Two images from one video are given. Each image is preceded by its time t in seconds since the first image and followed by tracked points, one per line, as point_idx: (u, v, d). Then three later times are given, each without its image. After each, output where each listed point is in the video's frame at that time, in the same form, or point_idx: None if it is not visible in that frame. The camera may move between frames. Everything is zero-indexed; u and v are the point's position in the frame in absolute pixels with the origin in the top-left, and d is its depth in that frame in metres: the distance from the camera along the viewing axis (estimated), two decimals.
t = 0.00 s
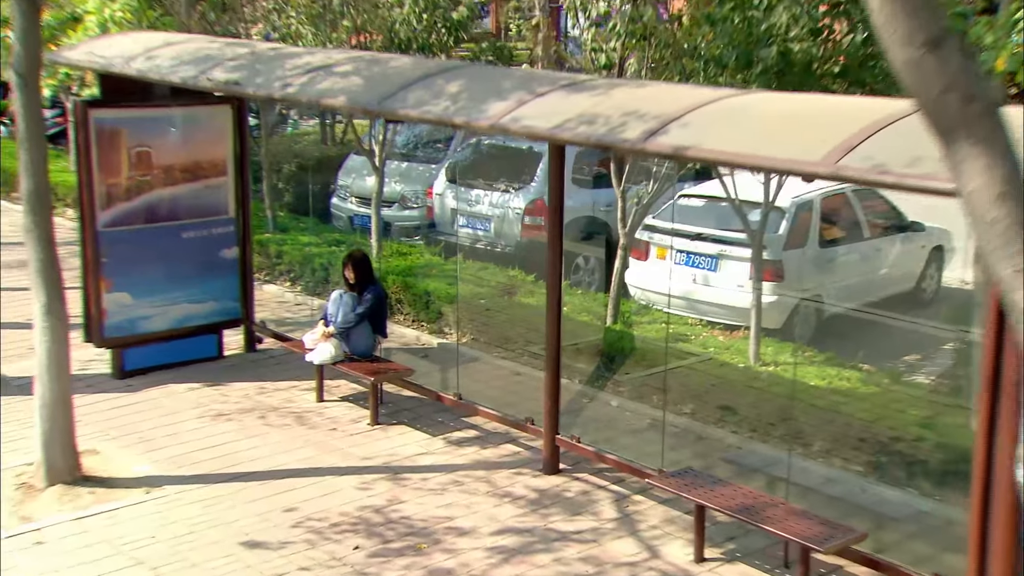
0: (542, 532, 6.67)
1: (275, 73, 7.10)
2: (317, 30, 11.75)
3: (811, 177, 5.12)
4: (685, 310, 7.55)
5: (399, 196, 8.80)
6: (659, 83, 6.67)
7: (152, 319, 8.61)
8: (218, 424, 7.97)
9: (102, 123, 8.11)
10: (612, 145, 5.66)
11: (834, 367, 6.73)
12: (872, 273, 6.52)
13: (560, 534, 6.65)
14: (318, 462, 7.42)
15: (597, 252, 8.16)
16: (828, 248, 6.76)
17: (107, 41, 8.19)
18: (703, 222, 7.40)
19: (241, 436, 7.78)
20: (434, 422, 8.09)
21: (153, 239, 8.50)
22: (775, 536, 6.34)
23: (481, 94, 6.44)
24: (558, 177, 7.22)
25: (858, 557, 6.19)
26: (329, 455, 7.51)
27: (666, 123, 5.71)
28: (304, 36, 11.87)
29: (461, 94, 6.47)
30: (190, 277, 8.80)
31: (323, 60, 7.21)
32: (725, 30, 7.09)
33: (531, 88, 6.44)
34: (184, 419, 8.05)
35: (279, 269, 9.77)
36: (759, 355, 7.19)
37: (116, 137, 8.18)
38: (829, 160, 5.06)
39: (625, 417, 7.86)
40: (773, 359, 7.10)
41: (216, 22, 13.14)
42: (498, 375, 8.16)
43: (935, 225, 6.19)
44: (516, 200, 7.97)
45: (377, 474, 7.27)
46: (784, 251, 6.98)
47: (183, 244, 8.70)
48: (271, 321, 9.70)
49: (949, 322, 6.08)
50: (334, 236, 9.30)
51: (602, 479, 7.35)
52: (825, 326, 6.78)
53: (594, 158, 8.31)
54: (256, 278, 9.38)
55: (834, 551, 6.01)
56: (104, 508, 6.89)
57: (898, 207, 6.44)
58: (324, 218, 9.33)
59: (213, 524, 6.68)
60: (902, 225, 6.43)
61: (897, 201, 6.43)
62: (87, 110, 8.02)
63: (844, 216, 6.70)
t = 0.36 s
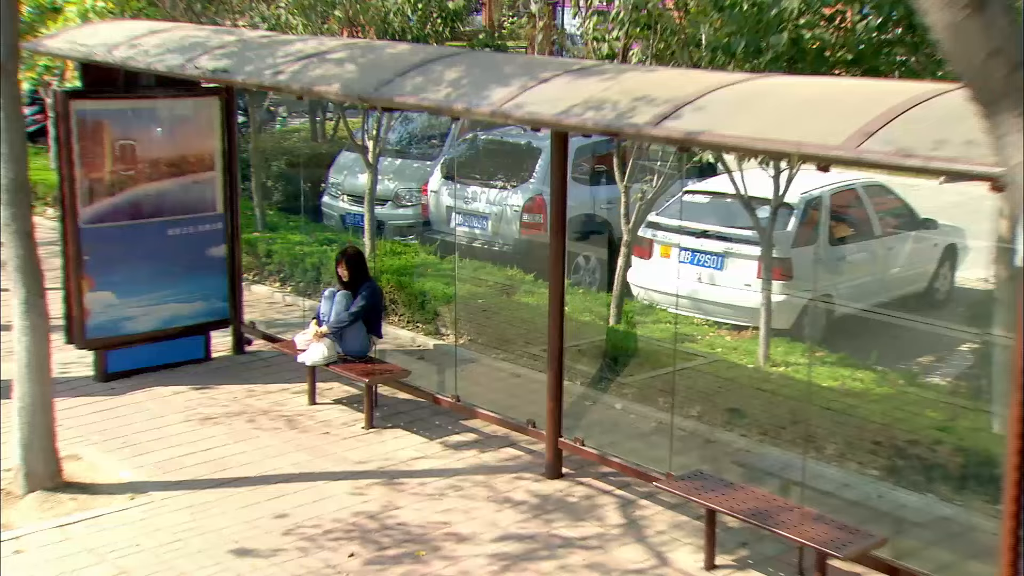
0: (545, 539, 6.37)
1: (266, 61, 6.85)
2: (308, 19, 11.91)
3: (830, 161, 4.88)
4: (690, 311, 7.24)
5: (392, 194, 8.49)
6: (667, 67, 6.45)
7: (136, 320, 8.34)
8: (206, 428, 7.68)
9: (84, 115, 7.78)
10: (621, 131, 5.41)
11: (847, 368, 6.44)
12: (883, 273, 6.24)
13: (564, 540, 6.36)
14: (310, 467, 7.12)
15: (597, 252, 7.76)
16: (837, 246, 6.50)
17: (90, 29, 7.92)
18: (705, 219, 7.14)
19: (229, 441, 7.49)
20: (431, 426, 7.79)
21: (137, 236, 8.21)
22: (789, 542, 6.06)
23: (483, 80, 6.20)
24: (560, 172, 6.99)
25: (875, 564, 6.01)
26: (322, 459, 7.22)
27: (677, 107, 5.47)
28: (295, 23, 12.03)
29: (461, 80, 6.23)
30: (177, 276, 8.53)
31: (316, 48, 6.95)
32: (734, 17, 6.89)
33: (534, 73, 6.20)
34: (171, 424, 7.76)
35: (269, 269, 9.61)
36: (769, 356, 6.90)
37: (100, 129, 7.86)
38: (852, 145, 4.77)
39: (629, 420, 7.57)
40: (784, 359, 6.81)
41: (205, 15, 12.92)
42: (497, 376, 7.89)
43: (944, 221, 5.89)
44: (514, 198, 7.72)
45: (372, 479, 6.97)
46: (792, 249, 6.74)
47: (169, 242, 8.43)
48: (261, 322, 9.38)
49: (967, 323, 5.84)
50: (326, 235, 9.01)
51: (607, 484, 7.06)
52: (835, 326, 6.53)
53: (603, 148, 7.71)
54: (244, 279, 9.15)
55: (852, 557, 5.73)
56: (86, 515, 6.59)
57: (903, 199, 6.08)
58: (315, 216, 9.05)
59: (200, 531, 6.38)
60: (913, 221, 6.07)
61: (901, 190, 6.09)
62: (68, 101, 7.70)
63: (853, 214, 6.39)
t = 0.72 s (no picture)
0: (551, 549, 6.03)
1: (255, 47, 6.55)
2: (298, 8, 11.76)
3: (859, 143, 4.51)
4: (694, 313, 6.87)
5: (386, 193, 8.15)
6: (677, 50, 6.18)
7: (118, 322, 8.01)
8: (191, 435, 7.33)
9: (61, 107, 7.47)
10: (634, 114, 5.12)
11: (864, 370, 6.12)
12: (896, 273, 5.95)
13: (571, 550, 6.02)
14: (302, 476, 6.77)
15: (601, 255, 7.39)
16: (853, 245, 6.18)
17: (68, 17, 7.61)
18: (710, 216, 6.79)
19: (216, 448, 7.13)
20: (429, 432, 7.43)
21: (118, 233, 7.89)
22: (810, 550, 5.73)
23: (486, 63, 5.91)
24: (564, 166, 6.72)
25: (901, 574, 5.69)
26: (314, 467, 6.87)
27: (694, 88, 5.18)
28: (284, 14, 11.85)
29: (462, 64, 5.93)
30: (161, 276, 8.21)
31: (307, 33, 6.66)
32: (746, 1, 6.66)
33: (540, 56, 5.92)
34: (155, 431, 7.40)
35: (256, 272, 9.19)
36: (783, 358, 6.54)
37: (79, 123, 7.55)
38: (880, 126, 4.41)
39: (636, 425, 7.09)
40: (798, 362, 6.46)
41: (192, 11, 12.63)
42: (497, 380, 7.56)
43: (962, 220, 5.61)
44: (513, 194, 7.45)
45: (367, 488, 6.63)
46: (804, 248, 6.40)
47: (153, 241, 8.11)
48: (249, 326, 9.03)
49: (989, 325, 5.59)
50: (316, 235, 8.69)
51: (614, 492, 6.72)
52: (848, 330, 6.20)
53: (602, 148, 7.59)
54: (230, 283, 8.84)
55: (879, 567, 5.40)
56: (64, 526, 6.22)
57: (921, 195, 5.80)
58: (305, 216, 8.73)
59: (185, 542, 6.02)
60: (930, 220, 5.79)
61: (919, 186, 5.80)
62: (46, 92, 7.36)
63: (869, 213, 6.10)
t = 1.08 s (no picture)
0: (558, 558, 5.76)
1: (248, 35, 6.32)
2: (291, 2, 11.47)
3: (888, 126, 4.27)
4: (703, 316, 6.64)
5: (382, 193, 7.86)
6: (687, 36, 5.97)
7: (104, 324, 7.77)
8: (181, 441, 7.06)
9: (46, 100, 7.20)
10: (646, 99, 4.89)
11: (882, 373, 5.86)
12: (913, 275, 5.71)
13: (578, 559, 5.75)
14: (296, 483, 6.51)
15: (605, 256, 7.11)
16: (867, 244, 5.91)
17: (52, 6, 7.35)
18: (721, 214, 6.54)
19: (207, 455, 6.87)
20: (428, 437, 7.17)
21: (104, 232, 7.64)
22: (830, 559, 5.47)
23: (490, 50, 5.69)
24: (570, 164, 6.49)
25: None
26: (309, 474, 6.60)
27: (710, 73, 4.95)
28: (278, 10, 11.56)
29: (465, 51, 5.70)
30: (148, 276, 7.96)
31: (302, 21, 6.42)
32: None
33: (546, 43, 5.70)
34: (143, 437, 7.13)
35: (247, 273, 8.90)
36: (796, 360, 6.27)
37: (63, 117, 7.29)
38: (909, 108, 4.19)
39: (643, 430, 6.89)
40: (812, 365, 6.21)
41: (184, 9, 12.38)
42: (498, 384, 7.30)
43: (981, 219, 5.38)
44: (514, 194, 7.21)
45: (364, 495, 6.37)
46: (817, 247, 6.11)
47: (141, 240, 7.85)
48: (240, 329, 8.75)
49: (1009, 328, 5.33)
50: (310, 236, 8.44)
51: (621, 499, 6.47)
52: (864, 332, 5.96)
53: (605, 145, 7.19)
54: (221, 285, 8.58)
55: None
56: (47, 535, 5.95)
57: (936, 192, 5.58)
58: (300, 218, 8.47)
59: (174, 552, 5.75)
60: (948, 220, 5.57)
61: (934, 184, 5.59)
62: (29, 84, 7.10)
63: (883, 213, 5.85)
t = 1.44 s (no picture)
0: (570, 566, 5.45)
1: (242, 16, 6.08)
2: None
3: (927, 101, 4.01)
4: (717, 315, 6.36)
5: (382, 189, 7.55)
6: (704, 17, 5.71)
7: (90, 324, 7.50)
8: (172, 446, 6.76)
9: (30, 87, 6.90)
10: (666, 78, 4.63)
11: (909, 373, 5.59)
12: (937, 272, 5.41)
13: (592, 568, 5.44)
14: (294, 489, 6.20)
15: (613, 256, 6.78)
16: (890, 240, 5.61)
17: None
18: (735, 209, 6.21)
19: (200, 460, 6.57)
20: (431, 440, 6.86)
21: (92, 226, 7.37)
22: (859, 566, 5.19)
23: (498, 28, 5.43)
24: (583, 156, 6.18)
25: None
26: (307, 480, 6.30)
27: (734, 50, 4.67)
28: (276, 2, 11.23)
29: (472, 30, 5.43)
30: (137, 273, 7.72)
31: (299, 2, 6.15)
32: None
33: (557, 21, 5.44)
34: (133, 442, 6.83)
35: (240, 272, 8.77)
36: (818, 360, 5.96)
37: (47, 104, 6.99)
38: (953, 80, 3.91)
39: (656, 434, 6.60)
40: (835, 365, 5.89)
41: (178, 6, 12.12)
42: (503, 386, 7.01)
43: (1006, 217, 5.03)
44: (519, 189, 6.87)
45: (365, 501, 6.06)
46: (837, 243, 5.83)
47: (130, 234, 7.60)
48: (234, 330, 8.46)
49: None
50: (306, 233, 8.11)
51: (635, 505, 6.18)
52: (886, 333, 5.68)
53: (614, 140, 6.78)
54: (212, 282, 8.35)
55: None
56: (30, 544, 5.64)
57: (964, 190, 5.24)
58: (296, 216, 8.16)
59: (164, 561, 5.44)
60: (972, 215, 5.23)
61: (959, 181, 5.25)
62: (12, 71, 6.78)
63: (904, 210, 5.55)
